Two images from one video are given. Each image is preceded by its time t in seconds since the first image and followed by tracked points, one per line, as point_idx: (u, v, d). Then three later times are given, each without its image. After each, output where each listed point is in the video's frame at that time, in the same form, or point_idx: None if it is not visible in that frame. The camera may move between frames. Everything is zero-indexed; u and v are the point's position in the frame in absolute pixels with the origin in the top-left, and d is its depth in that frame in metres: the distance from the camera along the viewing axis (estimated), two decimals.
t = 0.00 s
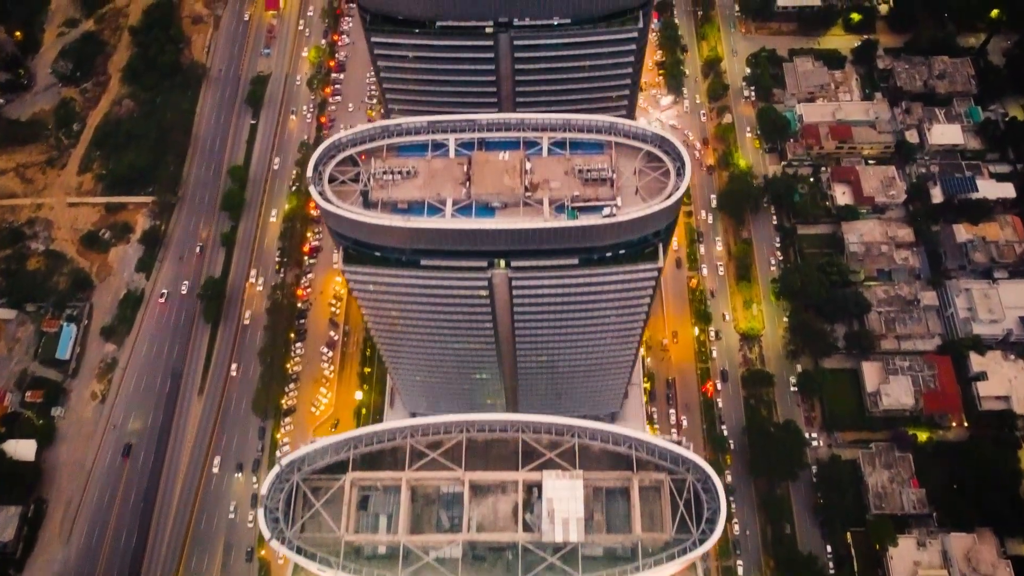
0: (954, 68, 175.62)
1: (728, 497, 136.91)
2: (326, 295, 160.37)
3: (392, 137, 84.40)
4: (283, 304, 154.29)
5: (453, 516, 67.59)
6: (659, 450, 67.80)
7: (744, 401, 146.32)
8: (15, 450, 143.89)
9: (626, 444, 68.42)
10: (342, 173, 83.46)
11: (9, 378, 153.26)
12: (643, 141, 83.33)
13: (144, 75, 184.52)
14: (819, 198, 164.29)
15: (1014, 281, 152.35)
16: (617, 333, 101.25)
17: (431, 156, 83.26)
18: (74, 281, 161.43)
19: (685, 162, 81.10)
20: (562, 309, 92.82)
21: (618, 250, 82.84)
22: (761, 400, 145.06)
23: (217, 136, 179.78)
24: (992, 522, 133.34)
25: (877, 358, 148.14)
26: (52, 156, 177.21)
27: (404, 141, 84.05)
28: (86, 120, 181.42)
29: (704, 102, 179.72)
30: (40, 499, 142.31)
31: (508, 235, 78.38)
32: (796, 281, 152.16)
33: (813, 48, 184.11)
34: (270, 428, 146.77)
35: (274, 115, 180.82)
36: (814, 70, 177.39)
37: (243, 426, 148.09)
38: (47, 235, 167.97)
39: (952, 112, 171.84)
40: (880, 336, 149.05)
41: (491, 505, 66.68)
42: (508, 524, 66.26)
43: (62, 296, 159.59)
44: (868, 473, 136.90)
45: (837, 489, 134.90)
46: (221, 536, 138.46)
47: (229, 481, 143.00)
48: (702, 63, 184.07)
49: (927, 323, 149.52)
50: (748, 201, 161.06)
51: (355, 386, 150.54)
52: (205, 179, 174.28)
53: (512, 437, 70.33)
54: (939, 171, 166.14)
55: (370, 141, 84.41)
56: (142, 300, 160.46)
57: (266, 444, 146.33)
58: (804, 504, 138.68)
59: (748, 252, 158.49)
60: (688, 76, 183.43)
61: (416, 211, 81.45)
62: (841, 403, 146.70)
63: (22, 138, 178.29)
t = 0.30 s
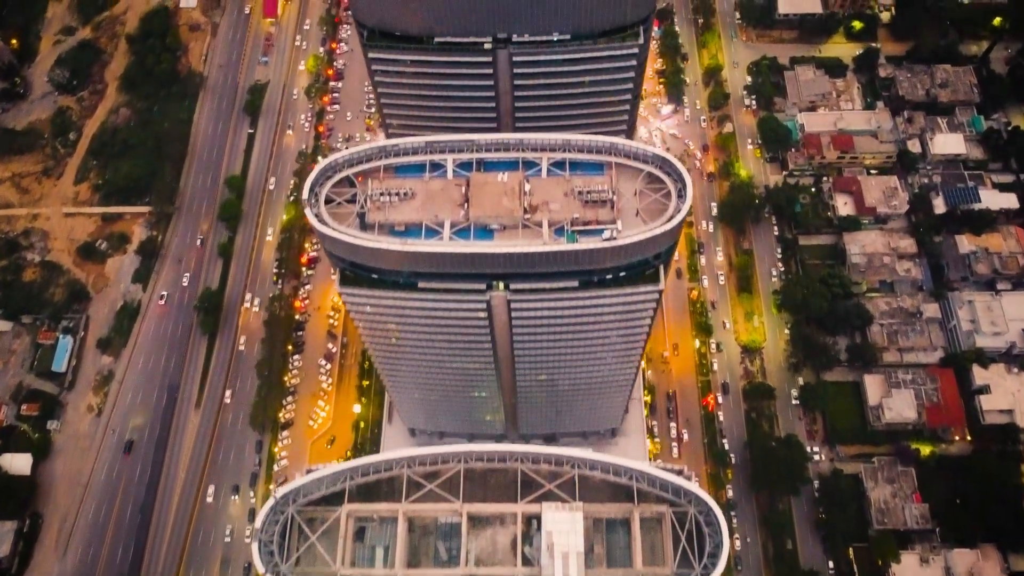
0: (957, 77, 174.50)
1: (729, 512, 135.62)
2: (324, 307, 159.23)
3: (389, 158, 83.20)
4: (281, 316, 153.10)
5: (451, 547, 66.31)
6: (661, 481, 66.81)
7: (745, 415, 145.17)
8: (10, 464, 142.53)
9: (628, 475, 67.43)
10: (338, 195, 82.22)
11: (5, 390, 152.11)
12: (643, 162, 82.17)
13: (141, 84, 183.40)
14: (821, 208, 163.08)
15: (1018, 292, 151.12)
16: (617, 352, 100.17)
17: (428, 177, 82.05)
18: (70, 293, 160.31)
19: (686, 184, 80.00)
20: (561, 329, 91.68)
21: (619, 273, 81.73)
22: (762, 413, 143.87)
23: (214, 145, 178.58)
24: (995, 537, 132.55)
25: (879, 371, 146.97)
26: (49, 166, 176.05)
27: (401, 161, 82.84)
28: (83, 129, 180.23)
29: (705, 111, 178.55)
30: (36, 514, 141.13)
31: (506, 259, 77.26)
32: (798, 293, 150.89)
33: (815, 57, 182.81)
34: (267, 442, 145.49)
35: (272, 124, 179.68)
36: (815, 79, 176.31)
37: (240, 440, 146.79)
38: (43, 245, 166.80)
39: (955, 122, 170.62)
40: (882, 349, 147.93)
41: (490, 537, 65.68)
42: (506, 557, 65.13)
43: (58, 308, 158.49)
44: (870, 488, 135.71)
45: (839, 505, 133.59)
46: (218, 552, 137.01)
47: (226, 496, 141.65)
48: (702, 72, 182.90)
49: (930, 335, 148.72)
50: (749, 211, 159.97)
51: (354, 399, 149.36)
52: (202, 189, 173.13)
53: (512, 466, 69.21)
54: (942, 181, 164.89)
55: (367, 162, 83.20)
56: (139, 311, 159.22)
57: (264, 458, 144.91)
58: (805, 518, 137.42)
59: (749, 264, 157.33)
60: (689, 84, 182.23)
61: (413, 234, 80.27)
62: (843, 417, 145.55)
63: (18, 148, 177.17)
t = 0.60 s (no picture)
0: (959, 86, 173.27)
1: (731, 528, 134.48)
2: (322, 319, 158.07)
3: (386, 179, 82.12)
4: (278, 328, 151.88)
5: None
6: (662, 514, 65.84)
7: (746, 429, 143.97)
8: (5, 478, 141.68)
9: (628, 507, 66.65)
10: (335, 217, 81.09)
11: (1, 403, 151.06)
12: (644, 183, 81.07)
13: (138, 93, 182.19)
14: (823, 219, 161.78)
15: (1021, 304, 149.92)
16: (618, 370, 98.90)
17: (425, 199, 80.88)
18: (67, 304, 159.29)
19: (688, 206, 78.83)
20: (561, 350, 90.39)
21: (619, 295, 80.52)
22: (764, 427, 142.67)
23: (211, 154, 177.21)
24: (999, 554, 131.42)
25: (882, 384, 145.76)
26: (45, 175, 174.91)
27: (398, 183, 81.71)
28: (79, 138, 179.04)
29: (706, 120, 177.28)
30: (32, 528, 140.10)
31: (505, 283, 76.14)
32: (799, 305, 149.58)
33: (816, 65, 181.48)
34: (265, 455, 144.24)
35: (270, 133, 178.44)
36: (816, 88, 175.07)
37: (238, 454, 145.47)
38: (39, 256, 165.72)
39: (957, 131, 169.35)
40: (884, 361, 146.79)
41: (488, 569, 64.50)
42: None
43: (55, 320, 157.54)
44: (872, 503, 134.52)
45: (842, 521, 132.23)
46: (215, 567, 135.62)
47: (223, 511, 140.33)
48: (703, 80, 181.69)
49: (933, 348, 147.19)
50: (750, 222, 158.62)
51: (352, 412, 148.03)
52: (199, 198, 171.78)
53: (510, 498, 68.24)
54: (944, 192, 163.70)
55: (364, 184, 82.08)
56: (136, 323, 158.01)
57: (262, 471, 143.61)
58: (807, 533, 136.34)
59: (750, 275, 156.15)
60: (689, 93, 180.97)
61: (410, 257, 79.12)
62: (845, 430, 144.49)
63: (14, 157, 176.03)
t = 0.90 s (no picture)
0: (962, 95, 172.07)
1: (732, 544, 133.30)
2: (319, 331, 156.93)
3: (383, 201, 80.97)
4: (276, 341, 150.69)
5: None
6: (663, 548, 68.29)
7: (747, 443, 142.93)
8: None
9: (627, 541, 69.43)
10: (331, 240, 79.94)
11: None
12: (645, 206, 80.04)
13: (135, 102, 181.03)
14: (824, 230, 160.83)
15: None
16: (618, 391, 97.62)
17: (423, 222, 79.75)
18: (62, 316, 158.13)
19: (689, 229, 77.67)
20: (560, 372, 89.11)
21: (619, 319, 79.35)
22: (765, 442, 141.54)
23: (208, 163, 175.91)
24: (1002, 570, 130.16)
25: (884, 398, 144.57)
26: (41, 185, 173.72)
27: (396, 205, 80.61)
28: (76, 147, 177.83)
29: (706, 129, 176.07)
30: (27, 544, 138.97)
31: (504, 309, 74.97)
32: (800, 318, 148.47)
33: (817, 74, 180.13)
34: (262, 470, 142.97)
35: (268, 143, 177.21)
36: (818, 97, 173.83)
37: (235, 469, 144.22)
38: (35, 267, 164.57)
39: (959, 141, 168.23)
40: (886, 375, 145.68)
41: None
42: None
43: (50, 332, 156.28)
44: (875, 519, 133.30)
45: (843, 537, 131.07)
46: None
47: (220, 526, 139.10)
48: (703, 89, 180.51)
49: (935, 361, 145.99)
50: (751, 233, 157.44)
51: (350, 426, 146.82)
52: (197, 209, 170.58)
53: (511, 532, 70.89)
54: (946, 202, 162.61)
55: (360, 206, 80.96)
56: (132, 335, 156.84)
57: (259, 486, 142.36)
58: (809, 549, 135.18)
59: (751, 287, 155.01)
60: (689, 102, 179.76)
61: (408, 281, 77.97)
62: (847, 445, 143.39)
63: (10, 167, 174.83)
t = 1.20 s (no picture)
0: (964, 104, 170.94)
1: (733, 560, 132.21)
2: (317, 344, 155.71)
3: (380, 224, 79.84)
4: (273, 354, 149.47)
5: None
6: None
7: (748, 457, 141.86)
8: None
9: None
10: (326, 263, 78.76)
11: None
12: (646, 229, 78.90)
13: (132, 111, 179.82)
14: (825, 241, 159.66)
15: None
16: (617, 412, 96.32)
17: (421, 245, 78.59)
18: (58, 328, 156.81)
19: (690, 253, 76.45)
20: (560, 395, 87.76)
21: (620, 344, 78.14)
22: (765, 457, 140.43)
23: (205, 173, 174.69)
24: None
25: (886, 412, 143.18)
26: (37, 195, 172.43)
27: (393, 228, 79.49)
28: (72, 157, 176.52)
29: (707, 139, 174.84)
30: (22, 560, 137.73)
31: (502, 335, 73.76)
32: (802, 331, 147.27)
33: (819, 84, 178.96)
34: (259, 484, 141.67)
35: (265, 152, 175.94)
36: (819, 106, 172.67)
37: (231, 483, 143.02)
38: (30, 279, 163.34)
39: (961, 151, 167.00)
40: (888, 389, 144.49)
41: None
42: None
43: (46, 344, 154.97)
44: (877, 534, 131.94)
45: (845, 553, 129.64)
46: None
47: (217, 542, 137.82)
48: (704, 99, 179.37)
49: (938, 375, 144.79)
50: (752, 244, 156.16)
51: (348, 440, 145.61)
52: (193, 220, 169.33)
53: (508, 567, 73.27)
54: (949, 214, 161.44)
55: (356, 229, 79.81)
56: (128, 347, 155.61)
57: (256, 501, 141.10)
58: (810, 566, 133.92)
59: (751, 299, 153.79)
60: (690, 111, 178.58)
61: (404, 306, 76.79)
62: (848, 459, 142.17)
63: (6, 177, 173.57)
